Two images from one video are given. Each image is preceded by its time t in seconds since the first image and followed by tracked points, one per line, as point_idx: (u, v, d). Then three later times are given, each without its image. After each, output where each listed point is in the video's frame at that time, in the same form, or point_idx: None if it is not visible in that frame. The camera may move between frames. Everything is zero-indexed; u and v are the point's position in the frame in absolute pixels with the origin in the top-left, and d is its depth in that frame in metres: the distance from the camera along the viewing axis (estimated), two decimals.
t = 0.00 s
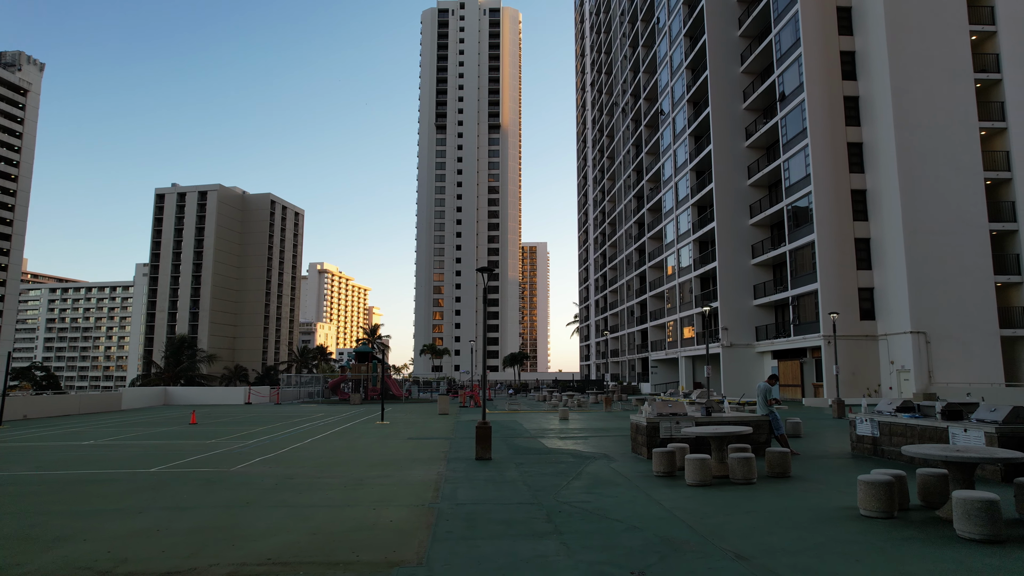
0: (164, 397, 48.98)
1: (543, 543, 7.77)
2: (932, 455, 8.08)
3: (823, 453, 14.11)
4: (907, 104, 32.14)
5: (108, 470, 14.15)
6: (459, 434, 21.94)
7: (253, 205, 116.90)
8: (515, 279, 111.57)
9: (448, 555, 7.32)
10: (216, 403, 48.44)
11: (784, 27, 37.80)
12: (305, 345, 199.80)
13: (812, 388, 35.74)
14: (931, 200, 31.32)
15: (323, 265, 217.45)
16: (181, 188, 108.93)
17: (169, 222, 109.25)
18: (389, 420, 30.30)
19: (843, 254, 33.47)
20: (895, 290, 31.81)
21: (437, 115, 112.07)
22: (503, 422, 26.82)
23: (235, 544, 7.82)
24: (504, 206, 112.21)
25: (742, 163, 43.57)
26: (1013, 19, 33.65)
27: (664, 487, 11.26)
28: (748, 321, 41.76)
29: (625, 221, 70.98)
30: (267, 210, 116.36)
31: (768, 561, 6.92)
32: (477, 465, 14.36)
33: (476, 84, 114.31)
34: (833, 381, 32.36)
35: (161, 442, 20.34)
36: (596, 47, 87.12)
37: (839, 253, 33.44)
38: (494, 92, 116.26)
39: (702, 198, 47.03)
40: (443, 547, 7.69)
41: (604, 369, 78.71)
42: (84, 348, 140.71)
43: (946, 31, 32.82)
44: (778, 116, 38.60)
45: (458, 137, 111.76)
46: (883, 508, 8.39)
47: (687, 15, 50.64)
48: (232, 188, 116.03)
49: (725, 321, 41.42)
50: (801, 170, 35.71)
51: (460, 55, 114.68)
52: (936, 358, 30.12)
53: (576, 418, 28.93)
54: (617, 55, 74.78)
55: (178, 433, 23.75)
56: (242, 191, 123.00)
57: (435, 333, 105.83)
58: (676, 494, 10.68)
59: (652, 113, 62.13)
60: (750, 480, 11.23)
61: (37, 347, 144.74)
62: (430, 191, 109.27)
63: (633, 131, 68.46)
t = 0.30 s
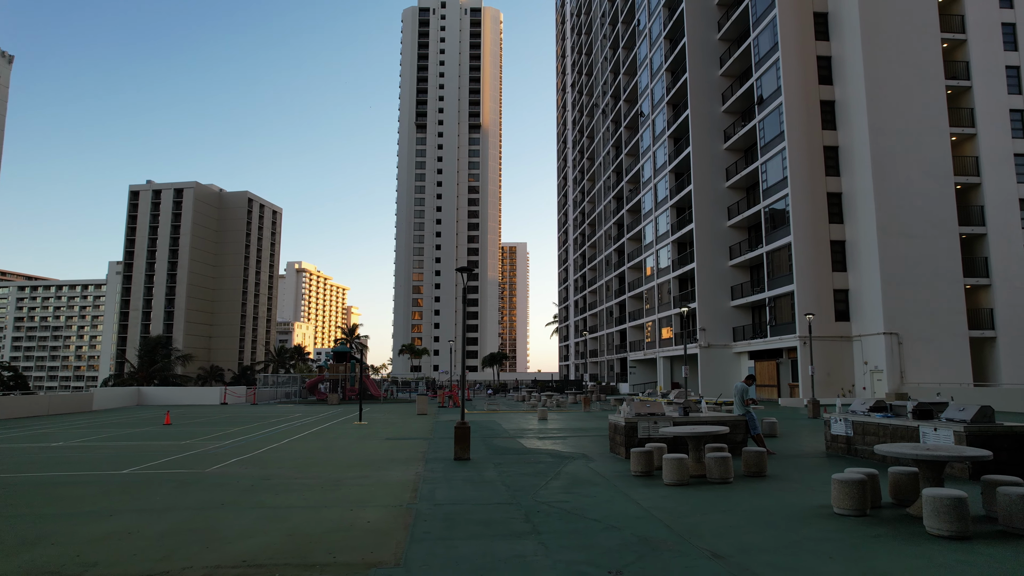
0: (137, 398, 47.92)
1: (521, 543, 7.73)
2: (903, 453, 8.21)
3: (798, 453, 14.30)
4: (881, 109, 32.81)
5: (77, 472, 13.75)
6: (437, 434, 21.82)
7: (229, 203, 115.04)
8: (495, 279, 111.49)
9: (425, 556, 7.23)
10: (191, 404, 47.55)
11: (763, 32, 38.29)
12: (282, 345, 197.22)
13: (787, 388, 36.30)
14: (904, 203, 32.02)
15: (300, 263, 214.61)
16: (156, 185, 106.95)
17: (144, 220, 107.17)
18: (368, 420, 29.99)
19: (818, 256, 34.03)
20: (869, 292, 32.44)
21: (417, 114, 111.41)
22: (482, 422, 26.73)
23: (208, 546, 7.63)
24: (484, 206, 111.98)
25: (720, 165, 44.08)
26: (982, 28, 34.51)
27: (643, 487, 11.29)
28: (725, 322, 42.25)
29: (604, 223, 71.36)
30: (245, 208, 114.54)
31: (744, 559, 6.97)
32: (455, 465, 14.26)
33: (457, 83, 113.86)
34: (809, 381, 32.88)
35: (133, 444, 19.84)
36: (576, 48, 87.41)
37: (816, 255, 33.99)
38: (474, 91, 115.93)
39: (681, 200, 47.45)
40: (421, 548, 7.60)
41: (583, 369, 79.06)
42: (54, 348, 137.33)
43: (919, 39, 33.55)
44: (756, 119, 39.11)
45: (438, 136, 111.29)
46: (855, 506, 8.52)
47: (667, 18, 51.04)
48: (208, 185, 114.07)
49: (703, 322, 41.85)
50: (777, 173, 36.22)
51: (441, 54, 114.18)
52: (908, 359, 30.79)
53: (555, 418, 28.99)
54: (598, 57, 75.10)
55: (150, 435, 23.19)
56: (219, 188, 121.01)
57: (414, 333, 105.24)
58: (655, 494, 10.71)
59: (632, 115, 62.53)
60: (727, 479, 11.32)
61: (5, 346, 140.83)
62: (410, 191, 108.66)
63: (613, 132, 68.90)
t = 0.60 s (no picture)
0: (108, 398, 46.77)
1: (498, 544, 7.66)
2: (875, 453, 8.34)
3: (772, 452, 14.47)
4: (854, 114, 33.48)
5: (43, 475, 13.31)
6: (414, 434, 21.66)
7: (204, 200, 112.86)
8: (473, 279, 111.26)
9: (402, 558, 7.13)
10: (163, 404, 46.58)
11: (740, 35, 38.75)
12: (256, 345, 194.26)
13: (762, 389, 36.88)
14: (875, 207, 32.74)
15: (276, 262, 211.45)
16: (129, 182, 104.66)
17: (115, 217, 104.80)
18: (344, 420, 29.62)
19: (793, 258, 34.57)
20: (842, 293, 33.07)
21: (395, 113, 110.64)
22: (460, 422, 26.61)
23: (179, 550, 7.41)
24: (463, 205, 111.63)
25: (697, 167, 44.55)
26: (950, 36, 35.43)
27: (619, 487, 11.30)
28: (702, 323, 42.72)
29: (582, 223, 71.63)
30: (220, 206, 112.42)
31: (720, 558, 7.01)
32: (432, 465, 14.13)
33: (436, 82, 113.31)
34: (783, 382, 33.39)
35: (102, 445, 19.31)
36: (556, 49, 87.71)
37: (791, 257, 34.53)
38: (453, 91, 115.51)
39: (658, 201, 47.86)
40: (398, 549, 7.50)
41: (560, 370, 79.30)
42: (20, 347, 133.57)
43: (891, 46, 34.31)
44: (733, 122, 39.56)
45: (417, 135, 110.66)
46: (828, 504, 8.63)
47: (646, 21, 51.46)
48: (183, 182, 111.91)
49: (680, 323, 42.26)
50: (753, 176, 36.70)
51: (420, 53, 113.55)
52: (879, 359, 31.47)
53: (533, 419, 29.00)
54: (577, 58, 75.38)
55: (121, 436, 22.61)
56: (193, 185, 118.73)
57: (391, 333, 104.57)
58: (632, 494, 10.73)
59: (610, 116, 62.88)
60: (703, 478, 11.40)
61: None
62: (388, 189, 107.90)
63: (591, 133, 69.24)
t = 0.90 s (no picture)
0: (76, 398, 45.53)
1: (475, 545, 7.58)
2: (848, 452, 8.45)
3: (747, 452, 14.64)
4: (828, 119, 34.10)
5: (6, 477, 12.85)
6: (391, 435, 21.47)
7: (178, 197, 110.48)
8: (451, 278, 110.89)
9: (379, 559, 7.02)
10: (134, 404, 45.49)
11: (717, 39, 39.18)
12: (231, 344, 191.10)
13: (737, 389, 37.41)
14: (849, 211, 33.40)
15: (252, 261, 208.11)
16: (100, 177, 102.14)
17: (85, 213, 102.18)
18: (320, 420, 29.27)
19: (769, 260, 35.07)
20: (816, 295, 33.65)
21: (374, 111, 109.77)
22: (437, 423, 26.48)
23: (149, 553, 7.18)
24: (441, 205, 111.15)
25: (675, 169, 44.97)
26: (921, 44, 36.30)
27: (596, 487, 11.29)
28: (678, 323, 43.11)
29: (561, 224, 71.86)
30: (195, 203, 110.17)
31: (696, 557, 7.04)
32: (409, 466, 13.99)
33: (415, 80, 112.65)
34: (759, 382, 33.82)
35: (70, 447, 18.75)
36: (535, 50, 87.87)
37: (766, 259, 35.02)
38: (432, 90, 114.95)
39: (636, 203, 48.22)
40: (375, 551, 7.38)
41: (538, 370, 79.38)
42: None
43: (863, 53, 35.06)
44: (711, 125, 39.97)
45: (395, 134, 109.87)
46: (801, 503, 8.73)
47: (625, 22, 51.78)
48: (156, 178, 109.55)
49: (656, 323, 42.58)
50: (730, 178, 37.12)
51: (399, 51, 112.81)
52: (851, 360, 32.10)
53: (511, 419, 28.95)
54: (556, 59, 75.62)
55: (90, 437, 22.00)
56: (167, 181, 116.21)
57: (368, 332, 103.70)
58: (609, 494, 10.74)
59: (589, 118, 63.17)
60: (679, 478, 11.46)
61: None
62: (365, 188, 106.99)
63: (570, 134, 69.51)
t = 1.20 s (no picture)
0: (41, 399, 44.14)
1: (451, 546, 7.49)
2: (820, 451, 8.55)
3: (722, 451, 14.78)
4: (802, 123, 34.74)
5: None
6: (366, 436, 21.23)
7: (150, 194, 107.83)
8: (428, 278, 110.31)
9: (354, 560, 6.90)
10: (103, 404, 44.25)
11: (694, 42, 39.58)
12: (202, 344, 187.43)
13: (712, 389, 37.89)
14: (821, 213, 34.06)
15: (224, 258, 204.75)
16: (68, 172, 99.31)
17: (53, 209, 99.28)
18: (295, 421, 28.81)
19: (743, 262, 35.57)
20: (789, 296, 34.23)
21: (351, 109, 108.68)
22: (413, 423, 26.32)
23: (118, 556, 6.97)
24: (418, 204, 110.46)
25: (651, 171, 45.35)
26: (890, 51, 37.17)
27: (573, 487, 11.28)
28: (654, 324, 43.45)
29: (538, 224, 71.94)
30: (167, 200, 107.64)
31: (672, 556, 7.06)
32: (385, 467, 13.80)
33: (392, 79, 111.80)
34: (733, 382, 34.27)
35: (34, 448, 18.13)
36: (513, 50, 87.94)
37: (741, 260, 35.51)
38: (410, 88, 114.22)
39: (613, 204, 48.51)
40: (350, 552, 7.26)
41: (515, 370, 79.44)
42: None
43: (836, 58, 35.78)
44: (687, 127, 40.37)
45: (372, 132, 108.88)
46: (775, 502, 8.82)
47: (603, 24, 52.02)
48: (127, 174, 106.88)
49: (633, 324, 42.88)
50: (705, 180, 37.54)
51: (376, 49, 111.86)
52: (823, 360, 32.73)
53: (488, 419, 28.87)
54: (535, 59, 75.75)
55: (55, 438, 21.31)
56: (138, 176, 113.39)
57: (343, 332, 102.58)
58: (585, 494, 10.72)
59: (566, 118, 63.40)
60: (654, 478, 11.51)
61: None
62: (342, 186, 105.86)
63: (548, 135, 69.71)
